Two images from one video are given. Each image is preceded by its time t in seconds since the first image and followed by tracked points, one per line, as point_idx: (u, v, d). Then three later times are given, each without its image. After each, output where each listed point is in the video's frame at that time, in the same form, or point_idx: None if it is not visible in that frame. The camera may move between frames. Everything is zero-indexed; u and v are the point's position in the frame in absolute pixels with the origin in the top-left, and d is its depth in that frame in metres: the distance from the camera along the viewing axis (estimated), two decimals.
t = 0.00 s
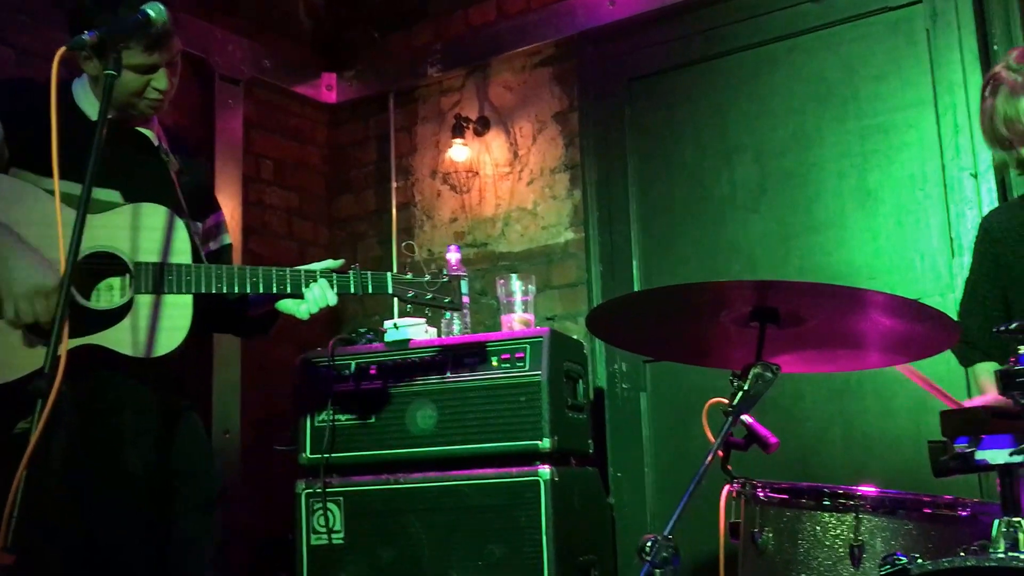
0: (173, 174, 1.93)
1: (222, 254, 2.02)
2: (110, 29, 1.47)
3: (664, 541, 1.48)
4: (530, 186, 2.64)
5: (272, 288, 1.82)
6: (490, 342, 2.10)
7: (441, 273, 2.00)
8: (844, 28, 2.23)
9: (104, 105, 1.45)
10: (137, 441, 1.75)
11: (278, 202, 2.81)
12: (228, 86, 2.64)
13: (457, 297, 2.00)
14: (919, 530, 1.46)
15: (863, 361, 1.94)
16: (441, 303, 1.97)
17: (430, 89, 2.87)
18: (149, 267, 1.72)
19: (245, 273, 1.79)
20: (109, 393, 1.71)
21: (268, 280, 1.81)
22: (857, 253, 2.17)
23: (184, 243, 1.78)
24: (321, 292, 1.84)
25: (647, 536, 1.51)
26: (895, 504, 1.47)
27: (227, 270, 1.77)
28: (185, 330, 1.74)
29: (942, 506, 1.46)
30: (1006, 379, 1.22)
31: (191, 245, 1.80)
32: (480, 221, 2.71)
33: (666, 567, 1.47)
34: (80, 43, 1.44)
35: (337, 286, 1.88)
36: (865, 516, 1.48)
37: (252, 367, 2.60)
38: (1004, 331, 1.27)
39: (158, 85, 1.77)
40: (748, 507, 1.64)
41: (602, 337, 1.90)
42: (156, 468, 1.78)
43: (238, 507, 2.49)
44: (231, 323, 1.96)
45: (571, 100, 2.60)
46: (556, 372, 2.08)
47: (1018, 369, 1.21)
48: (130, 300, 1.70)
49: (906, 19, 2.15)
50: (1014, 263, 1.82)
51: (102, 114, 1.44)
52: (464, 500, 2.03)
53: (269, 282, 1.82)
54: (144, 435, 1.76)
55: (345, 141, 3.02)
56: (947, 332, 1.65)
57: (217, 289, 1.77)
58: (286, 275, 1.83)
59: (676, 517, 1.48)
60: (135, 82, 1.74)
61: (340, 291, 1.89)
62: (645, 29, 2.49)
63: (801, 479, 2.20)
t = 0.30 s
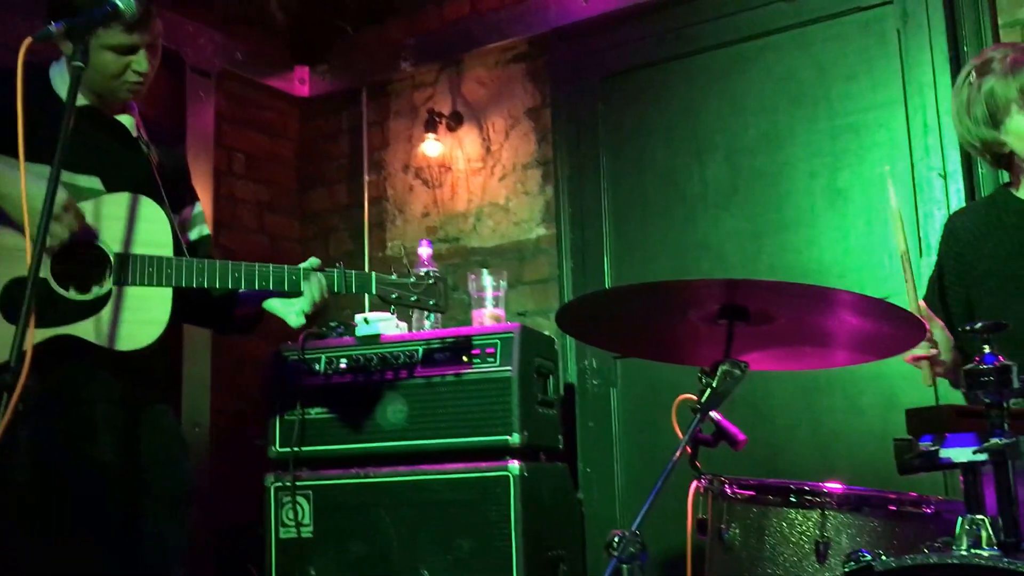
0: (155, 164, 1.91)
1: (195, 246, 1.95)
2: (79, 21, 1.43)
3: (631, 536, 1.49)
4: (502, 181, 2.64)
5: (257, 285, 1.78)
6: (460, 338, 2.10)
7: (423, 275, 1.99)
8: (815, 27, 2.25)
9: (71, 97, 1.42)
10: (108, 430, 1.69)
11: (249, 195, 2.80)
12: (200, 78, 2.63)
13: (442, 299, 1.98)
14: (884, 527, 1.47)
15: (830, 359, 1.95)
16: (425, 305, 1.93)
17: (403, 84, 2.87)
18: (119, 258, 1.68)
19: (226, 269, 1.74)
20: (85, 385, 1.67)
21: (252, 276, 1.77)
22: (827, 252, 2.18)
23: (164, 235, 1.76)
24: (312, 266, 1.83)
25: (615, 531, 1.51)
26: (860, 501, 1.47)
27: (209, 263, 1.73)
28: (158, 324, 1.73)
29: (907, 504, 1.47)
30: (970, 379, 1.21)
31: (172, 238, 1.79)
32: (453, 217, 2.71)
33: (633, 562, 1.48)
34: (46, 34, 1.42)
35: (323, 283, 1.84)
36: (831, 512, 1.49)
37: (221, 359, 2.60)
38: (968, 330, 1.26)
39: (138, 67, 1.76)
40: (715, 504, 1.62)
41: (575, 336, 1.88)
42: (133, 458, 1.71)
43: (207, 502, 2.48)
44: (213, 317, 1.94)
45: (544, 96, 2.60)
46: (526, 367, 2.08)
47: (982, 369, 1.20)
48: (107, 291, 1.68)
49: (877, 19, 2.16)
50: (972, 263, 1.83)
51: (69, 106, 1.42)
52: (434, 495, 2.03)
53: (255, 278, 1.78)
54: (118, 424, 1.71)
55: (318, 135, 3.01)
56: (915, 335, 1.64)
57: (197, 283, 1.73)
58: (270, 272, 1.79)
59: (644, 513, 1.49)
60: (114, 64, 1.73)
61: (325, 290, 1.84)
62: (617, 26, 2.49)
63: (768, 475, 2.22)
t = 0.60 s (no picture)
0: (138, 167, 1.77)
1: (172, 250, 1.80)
2: (42, 5, 1.39)
3: (599, 533, 1.49)
4: (474, 176, 2.64)
5: (231, 304, 1.63)
6: (431, 333, 2.09)
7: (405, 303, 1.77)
8: (787, 28, 2.26)
9: (34, 85, 1.39)
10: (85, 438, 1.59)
11: (218, 186, 2.76)
12: (168, 67, 2.59)
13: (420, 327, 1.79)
14: (847, 524, 1.47)
15: (797, 358, 1.96)
16: (404, 336, 1.73)
17: (376, 76, 2.85)
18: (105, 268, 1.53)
19: (202, 284, 1.61)
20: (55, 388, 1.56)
21: (229, 293, 1.63)
22: (796, 251, 2.20)
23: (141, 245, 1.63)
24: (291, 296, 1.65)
25: (582, 528, 1.50)
26: (825, 498, 1.48)
27: (187, 278, 1.59)
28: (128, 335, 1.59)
29: (870, 501, 1.47)
30: (933, 379, 1.21)
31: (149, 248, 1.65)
32: (424, 211, 2.70)
33: (600, 558, 1.48)
34: (8, 19, 1.36)
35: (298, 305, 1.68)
36: (796, 509, 1.50)
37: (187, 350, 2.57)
38: (932, 328, 1.26)
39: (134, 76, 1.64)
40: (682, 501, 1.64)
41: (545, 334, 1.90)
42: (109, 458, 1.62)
43: (172, 497, 2.45)
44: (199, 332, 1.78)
45: (518, 92, 2.60)
46: (496, 363, 2.08)
47: (944, 369, 1.20)
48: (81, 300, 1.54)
49: (848, 22, 2.18)
50: (939, 266, 1.84)
51: (30, 94, 1.38)
52: (402, 491, 2.02)
53: (230, 298, 1.63)
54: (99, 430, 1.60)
55: (288, 126, 2.98)
56: (879, 330, 1.67)
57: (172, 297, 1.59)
58: (245, 289, 1.64)
59: (610, 509, 1.48)
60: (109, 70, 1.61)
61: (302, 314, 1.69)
62: (591, 23, 2.49)
63: (736, 473, 2.24)
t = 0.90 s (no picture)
0: (125, 149, 1.69)
1: (161, 242, 1.75)
2: None
3: (568, 531, 1.50)
4: (447, 171, 2.63)
5: (209, 300, 1.59)
6: (403, 329, 2.09)
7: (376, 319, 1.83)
8: (762, 29, 2.27)
9: None
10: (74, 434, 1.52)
11: (188, 178, 2.73)
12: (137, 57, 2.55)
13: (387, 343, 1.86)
14: (814, 521, 1.48)
15: (767, 357, 1.98)
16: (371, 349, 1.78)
17: (349, 69, 2.83)
18: (84, 248, 1.45)
19: (183, 277, 1.55)
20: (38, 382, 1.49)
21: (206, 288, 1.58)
22: (767, 250, 2.22)
23: (124, 232, 1.54)
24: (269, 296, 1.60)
25: (551, 526, 1.51)
26: (792, 496, 1.49)
27: (167, 270, 1.54)
28: (103, 321, 1.51)
29: (836, 499, 1.48)
30: (898, 379, 1.22)
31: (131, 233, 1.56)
32: (397, 206, 2.69)
33: (569, 556, 1.49)
34: None
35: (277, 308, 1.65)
36: (763, 506, 1.51)
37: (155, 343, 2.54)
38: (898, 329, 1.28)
39: (134, 33, 1.56)
40: (651, 497, 1.66)
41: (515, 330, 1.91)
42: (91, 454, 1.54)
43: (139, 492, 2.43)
44: (186, 332, 1.72)
45: (493, 87, 2.59)
46: (468, 360, 2.08)
47: (910, 368, 1.22)
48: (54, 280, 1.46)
49: (821, 23, 2.20)
50: (908, 265, 1.86)
51: None
52: (373, 487, 2.02)
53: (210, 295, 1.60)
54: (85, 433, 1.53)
55: (260, 118, 2.95)
56: (846, 331, 1.69)
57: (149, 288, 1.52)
58: (226, 287, 1.60)
59: (580, 507, 1.50)
60: (107, 24, 1.54)
61: (280, 317, 1.66)
62: (566, 20, 2.49)
63: (706, 471, 2.25)
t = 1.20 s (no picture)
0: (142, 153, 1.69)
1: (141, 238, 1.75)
2: None
3: (545, 531, 1.45)
4: (428, 172, 2.64)
5: (215, 319, 1.55)
6: (382, 328, 2.08)
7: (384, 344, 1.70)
8: (741, 33, 2.29)
9: None
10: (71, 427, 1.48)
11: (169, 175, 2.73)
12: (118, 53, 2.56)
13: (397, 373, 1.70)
14: (790, 524, 1.43)
15: (745, 358, 1.95)
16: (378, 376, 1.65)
17: (332, 70, 2.84)
18: (94, 261, 1.41)
19: (191, 293, 1.51)
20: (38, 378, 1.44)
21: (213, 305, 1.54)
22: (745, 253, 2.22)
23: (135, 245, 1.48)
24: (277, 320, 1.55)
25: (527, 526, 1.47)
26: (769, 498, 1.43)
27: (177, 284, 1.50)
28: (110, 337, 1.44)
29: (813, 501, 1.42)
30: (875, 383, 1.23)
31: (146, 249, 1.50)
32: (378, 206, 2.69)
33: (546, 556, 1.46)
34: None
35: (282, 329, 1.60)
36: (740, 509, 1.45)
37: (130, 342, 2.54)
38: (876, 333, 1.27)
39: (165, 18, 1.58)
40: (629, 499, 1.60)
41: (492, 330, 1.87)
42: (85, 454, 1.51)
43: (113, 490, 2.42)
44: (171, 339, 1.73)
45: (474, 89, 2.61)
46: (446, 359, 2.07)
47: (886, 372, 1.22)
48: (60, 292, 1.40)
49: (800, 28, 2.23)
50: (883, 268, 1.88)
51: None
52: (349, 487, 2.00)
53: (217, 313, 1.55)
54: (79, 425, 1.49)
55: (242, 117, 2.95)
56: (823, 335, 1.68)
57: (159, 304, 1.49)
58: (234, 305, 1.56)
59: (558, 506, 1.46)
60: (139, 10, 1.55)
61: (284, 340, 1.60)
62: (548, 23, 2.51)
63: (683, 472, 2.26)
